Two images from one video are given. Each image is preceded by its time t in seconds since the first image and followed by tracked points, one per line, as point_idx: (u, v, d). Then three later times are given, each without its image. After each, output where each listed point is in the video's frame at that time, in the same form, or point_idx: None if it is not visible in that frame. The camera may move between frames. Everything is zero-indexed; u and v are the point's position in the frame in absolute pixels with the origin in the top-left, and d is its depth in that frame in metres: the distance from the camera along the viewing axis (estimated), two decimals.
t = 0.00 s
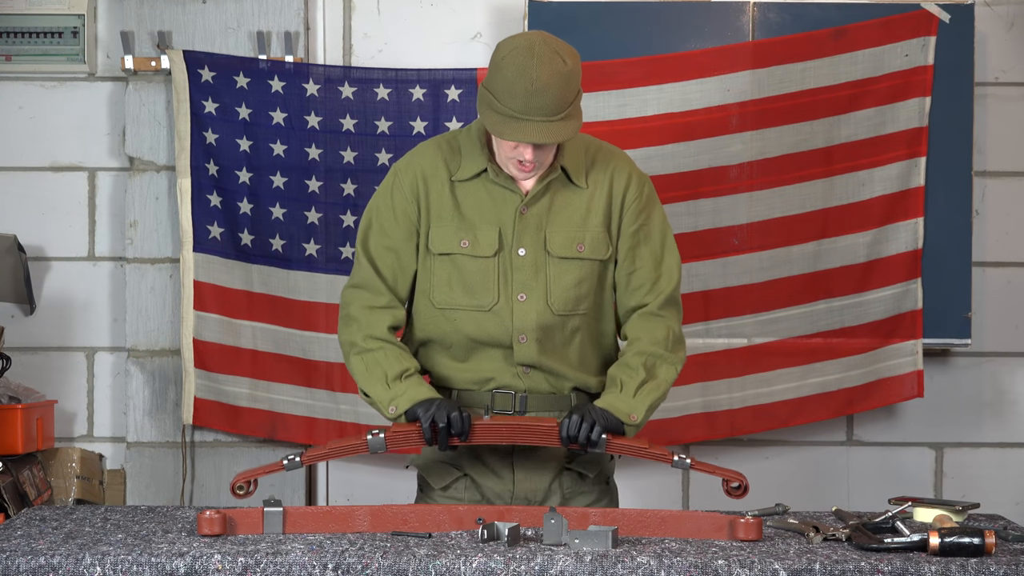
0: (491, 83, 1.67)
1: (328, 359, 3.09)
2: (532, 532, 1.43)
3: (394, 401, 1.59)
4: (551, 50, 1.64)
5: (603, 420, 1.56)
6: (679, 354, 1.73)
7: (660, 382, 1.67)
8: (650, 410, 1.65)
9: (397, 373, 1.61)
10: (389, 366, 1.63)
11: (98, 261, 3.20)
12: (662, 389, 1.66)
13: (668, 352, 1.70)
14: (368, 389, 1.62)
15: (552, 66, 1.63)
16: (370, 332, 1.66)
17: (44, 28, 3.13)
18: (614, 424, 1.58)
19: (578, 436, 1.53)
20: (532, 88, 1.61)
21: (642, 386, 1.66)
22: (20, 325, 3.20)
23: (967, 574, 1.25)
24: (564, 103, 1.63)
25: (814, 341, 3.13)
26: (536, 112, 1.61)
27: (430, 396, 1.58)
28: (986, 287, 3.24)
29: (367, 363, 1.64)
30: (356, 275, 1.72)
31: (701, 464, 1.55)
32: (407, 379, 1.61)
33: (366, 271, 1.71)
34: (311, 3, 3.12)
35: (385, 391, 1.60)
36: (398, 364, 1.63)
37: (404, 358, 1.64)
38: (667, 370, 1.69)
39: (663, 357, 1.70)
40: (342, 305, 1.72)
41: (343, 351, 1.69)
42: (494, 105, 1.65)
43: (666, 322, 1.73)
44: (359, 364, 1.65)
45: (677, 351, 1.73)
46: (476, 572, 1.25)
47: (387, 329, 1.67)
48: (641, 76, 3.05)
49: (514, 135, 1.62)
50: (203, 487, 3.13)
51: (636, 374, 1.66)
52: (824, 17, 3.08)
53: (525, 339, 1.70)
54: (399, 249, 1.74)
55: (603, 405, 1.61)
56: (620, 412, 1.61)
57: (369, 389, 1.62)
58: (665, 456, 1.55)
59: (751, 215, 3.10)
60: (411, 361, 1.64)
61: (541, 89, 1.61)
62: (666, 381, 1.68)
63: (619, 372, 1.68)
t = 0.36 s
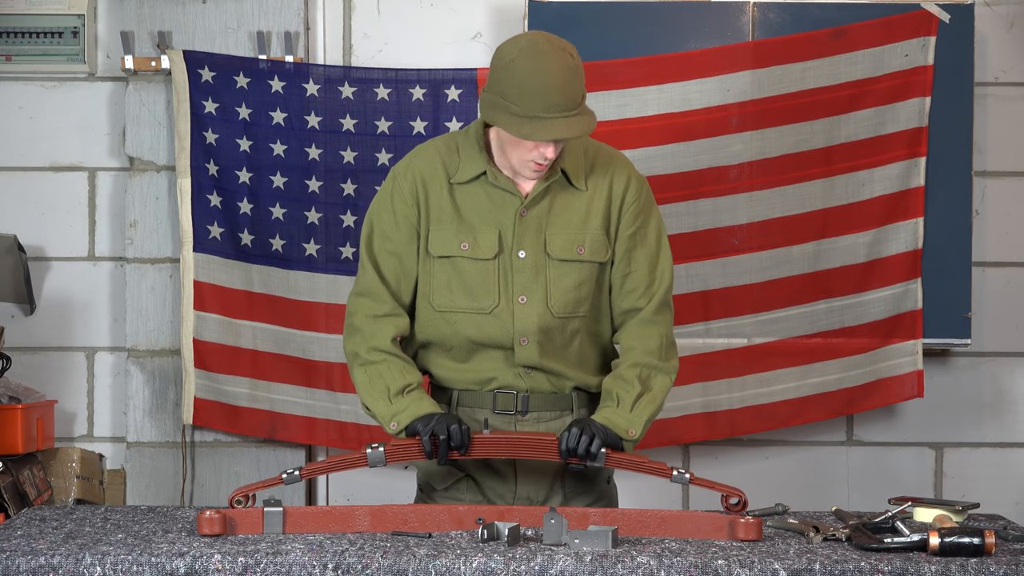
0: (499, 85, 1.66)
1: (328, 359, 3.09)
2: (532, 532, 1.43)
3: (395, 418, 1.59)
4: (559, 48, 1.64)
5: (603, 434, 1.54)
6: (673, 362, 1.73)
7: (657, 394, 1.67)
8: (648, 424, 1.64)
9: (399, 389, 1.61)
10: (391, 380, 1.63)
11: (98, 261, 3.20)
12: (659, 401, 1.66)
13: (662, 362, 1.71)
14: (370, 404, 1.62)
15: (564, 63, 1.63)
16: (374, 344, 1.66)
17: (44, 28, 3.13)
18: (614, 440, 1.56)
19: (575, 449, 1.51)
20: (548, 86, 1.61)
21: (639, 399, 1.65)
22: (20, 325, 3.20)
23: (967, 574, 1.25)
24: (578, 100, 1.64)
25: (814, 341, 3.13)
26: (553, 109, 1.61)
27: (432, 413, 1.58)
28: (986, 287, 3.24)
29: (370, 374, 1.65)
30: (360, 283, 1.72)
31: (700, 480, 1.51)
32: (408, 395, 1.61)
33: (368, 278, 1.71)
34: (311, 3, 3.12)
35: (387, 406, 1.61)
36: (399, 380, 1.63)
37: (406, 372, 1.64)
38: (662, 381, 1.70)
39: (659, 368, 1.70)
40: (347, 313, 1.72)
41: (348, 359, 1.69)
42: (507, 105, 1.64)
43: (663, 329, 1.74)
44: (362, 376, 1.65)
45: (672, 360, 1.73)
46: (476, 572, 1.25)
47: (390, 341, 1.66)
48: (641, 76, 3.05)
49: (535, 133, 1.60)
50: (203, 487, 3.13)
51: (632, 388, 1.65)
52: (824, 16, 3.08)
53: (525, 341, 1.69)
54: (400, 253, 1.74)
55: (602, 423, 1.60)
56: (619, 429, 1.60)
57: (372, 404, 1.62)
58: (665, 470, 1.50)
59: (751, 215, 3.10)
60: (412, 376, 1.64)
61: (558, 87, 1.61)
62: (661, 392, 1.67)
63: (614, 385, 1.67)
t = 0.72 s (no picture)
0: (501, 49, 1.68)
1: (328, 359, 3.09)
2: (532, 532, 1.43)
3: (395, 422, 1.59)
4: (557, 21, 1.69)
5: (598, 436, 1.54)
6: (674, 367, 1.73)
7: (657, 401, 1.67)
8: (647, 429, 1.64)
9: (399, 394, 1.61)
10: (391, 384, 1.63)
11: (98, 261, 3.20)
12: (660, 407, 1.66)
13: (663, 367, 1.71)
14: (370, 408, 1.62)
15: (568, 32, 1.68)
16: (374, 347, 1.66)
17: (44, 29, 3.14)
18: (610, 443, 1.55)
19: (567, 450, 1.51)
20: (557, 45, 1.64)
21: (639, 406, 1.65)
22: (20, 325, 3.21)
23: (967, 574, 1.25)
24: (581, 69, 1.69)
25: (814, 341, 3.13)
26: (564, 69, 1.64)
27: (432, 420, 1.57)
28: (986, 287, 3.24)
29: (370, 377, 1.65)
30: (362, 284, 1.72)
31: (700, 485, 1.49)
32: (408, 401, 1.61)
33: (367, 278, 1.72)
34: (311, 3, 3.12)
35: (386, 411, 1.60)
36: (401, 383, 1.63)
37: (406, 377, 1.64)
38: (662, 388, 1.70)
39: (660, 373, 1.70)
40: (348, 314, 1.72)
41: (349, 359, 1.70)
42: (515, 62, 1.64)
43: (666, 334, 1.74)
44: (362, 379, 1.65)
45: (673, 366, 1.73)
46: (476, 572, 1.25)
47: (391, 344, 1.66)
48: (642, 76, 3.05)
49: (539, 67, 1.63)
50: (203, 487, 3.12)
51: (632, 395, 1.66)
52: (824, 17, 3.09)
53: (525, 343, 1.69)
54: (401, 252, 1.74)
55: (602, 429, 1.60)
56: (618, 436, 1.60)
57: (371, 408, 1.62)
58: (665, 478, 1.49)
59: (751, 215, 3.10)
60: (412, 381, 1.64)
61: (566, 51, 1.66)
62: (661, 399, 1.67)
63: (615, 392, 1.68)
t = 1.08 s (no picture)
0: (496, 43, 1.69)
1: (328, 359, 3.09)
2: (532, 532, 1.43)
3: (396, 422, 1.59)
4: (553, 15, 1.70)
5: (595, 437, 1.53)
6: (689, 351, 1.72)
7: (668, 380, 1.67)
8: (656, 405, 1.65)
9: (400, 394, 1.61)
10: (393, 383, 1.62)
11: (98, 261, 3.20)
12: (668, 386, 1.66)
13: (677, 348, 1.70)
14: (371, 406, 1.62)
15: (564, 24, 1.68)
16: (378, 344, 1.65)
17: (44, 28, 3.14)
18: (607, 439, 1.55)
19: (563, 460, 1.50)
20: (550, 33, 1.65)
21: (650, 381, 1.65)
22: (20, 325, 3.21)
23: (967, 574, 1.25)
24: (579, 59, 1.69)
25: (814, 341, 3.13)
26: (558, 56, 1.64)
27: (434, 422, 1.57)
28: (986, 287, 3.24)
29: (372, 374, 1.64)
30: (366, 278, 1.72)
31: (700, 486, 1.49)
32: (410, 401, 1.60)
33: (370, 270, 1.71)
34: (311, 3, 3.12)
35: (388, 410, 1.60)
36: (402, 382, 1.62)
37: (408, 376, 1.63)
38: (676, 366, 1.69)
39: (673, 353, 1.69)
40: (352, 309, 1.71)
41: (351, 357, 1.69)
42: (510, 53, 1.65)
43: (682, 319, 1.73)
44: (363, 376, 1.65)
45: (688, 349, 1.72)
46: (476, 572, 1.25)
47: (396, 343, 1.66)
48: (641, 76, 3.05)
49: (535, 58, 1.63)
50: (203, 487, 3.12)
51: (643, 368, 1.66)
52: (824, 17, 3.09)
53: (527, 341, 1.69)
54: (405, 247, 1.75)
55: (607, 399, 1.62)
56: (621, 408, 1.61)
57: (373, 407, 1.62)
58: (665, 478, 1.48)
59: (751, 215, 3.10)
60: (415, 380, 1.63)
61: (562, 40, 1.66)
62: (674, 375, 1.67)
63: (627, 364, 1.67)
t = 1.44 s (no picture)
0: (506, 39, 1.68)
1: (328, 359, 3.09)
2: (532, 532, 1.43)
3: (394, 402, 1.59)
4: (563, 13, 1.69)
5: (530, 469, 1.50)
6: (650, 354, 1.68)
7: (622, 384, 1.62)
8: (603, 412, 1.60)
9: (397, 370, 1.61)
10: (390, 359, 1.62)
11: (98, 261, 3.21)
12: (620, 392, 1.61)
13: (634, 351, 1.65)
14: (370, 386, 1.62)
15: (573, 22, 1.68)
16: (375, 322, 1.66)
17: (45, 29, 3.14)
18: (553, 462, 1.50)
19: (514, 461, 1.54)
20: (559, 30, 1.64)
21: (598, 387, 1.61)
22: (20, 325, 3.20)
23: (967, 574, 1.25)
24: (588, 57, 1.69)
25: (814, 341, 3.13)
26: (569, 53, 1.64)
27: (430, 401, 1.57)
28: (986, 287, 3.24)
29: (371, 353, 1.64)
30: (368, 262, 1.72)
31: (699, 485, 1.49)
32: (407, 376, 1.60)
33: (372, 256, 1.71)
34: (311, 3, 3.12)
35: (385, 388, 1.60)
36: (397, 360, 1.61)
37: (405, 352, 1.63)
38: (631, 371, 1.64)
39: (628, 357, 1.64)
40: (351, 291, 1.71)
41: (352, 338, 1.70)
42: (520, 48, 1.65)
43: (648, 317, 1.68)
44: (362, 355, 1.64)
45: (651, 352, 1.68)
46: (476, 572, 1.25)
47: (391, 318, 1.66)
48: (642, 76, 3.05)
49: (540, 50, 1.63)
50: (203, 487, 3.12)
51: (594, 373, 1.61)
52: (824, 17, 3.09)
53: (532, 335, 1.69)
54: (413, 238, 1.73)
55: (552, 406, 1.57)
56: (567, 417, 1.56)
57: (371, 386, 1.62)
58: (663, 477, 1.49)
59: (751, 215, 3.10)
60: (411, 356, 1.63)
61: (571, 37, 1.65)
62: (626, 382, 1.63)
63: (580, 369, 1.63)
